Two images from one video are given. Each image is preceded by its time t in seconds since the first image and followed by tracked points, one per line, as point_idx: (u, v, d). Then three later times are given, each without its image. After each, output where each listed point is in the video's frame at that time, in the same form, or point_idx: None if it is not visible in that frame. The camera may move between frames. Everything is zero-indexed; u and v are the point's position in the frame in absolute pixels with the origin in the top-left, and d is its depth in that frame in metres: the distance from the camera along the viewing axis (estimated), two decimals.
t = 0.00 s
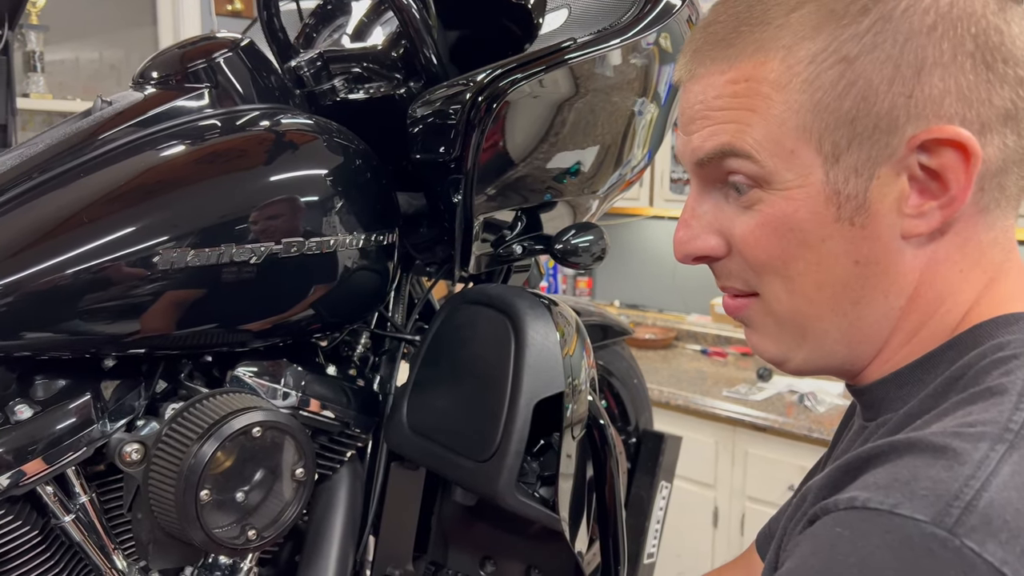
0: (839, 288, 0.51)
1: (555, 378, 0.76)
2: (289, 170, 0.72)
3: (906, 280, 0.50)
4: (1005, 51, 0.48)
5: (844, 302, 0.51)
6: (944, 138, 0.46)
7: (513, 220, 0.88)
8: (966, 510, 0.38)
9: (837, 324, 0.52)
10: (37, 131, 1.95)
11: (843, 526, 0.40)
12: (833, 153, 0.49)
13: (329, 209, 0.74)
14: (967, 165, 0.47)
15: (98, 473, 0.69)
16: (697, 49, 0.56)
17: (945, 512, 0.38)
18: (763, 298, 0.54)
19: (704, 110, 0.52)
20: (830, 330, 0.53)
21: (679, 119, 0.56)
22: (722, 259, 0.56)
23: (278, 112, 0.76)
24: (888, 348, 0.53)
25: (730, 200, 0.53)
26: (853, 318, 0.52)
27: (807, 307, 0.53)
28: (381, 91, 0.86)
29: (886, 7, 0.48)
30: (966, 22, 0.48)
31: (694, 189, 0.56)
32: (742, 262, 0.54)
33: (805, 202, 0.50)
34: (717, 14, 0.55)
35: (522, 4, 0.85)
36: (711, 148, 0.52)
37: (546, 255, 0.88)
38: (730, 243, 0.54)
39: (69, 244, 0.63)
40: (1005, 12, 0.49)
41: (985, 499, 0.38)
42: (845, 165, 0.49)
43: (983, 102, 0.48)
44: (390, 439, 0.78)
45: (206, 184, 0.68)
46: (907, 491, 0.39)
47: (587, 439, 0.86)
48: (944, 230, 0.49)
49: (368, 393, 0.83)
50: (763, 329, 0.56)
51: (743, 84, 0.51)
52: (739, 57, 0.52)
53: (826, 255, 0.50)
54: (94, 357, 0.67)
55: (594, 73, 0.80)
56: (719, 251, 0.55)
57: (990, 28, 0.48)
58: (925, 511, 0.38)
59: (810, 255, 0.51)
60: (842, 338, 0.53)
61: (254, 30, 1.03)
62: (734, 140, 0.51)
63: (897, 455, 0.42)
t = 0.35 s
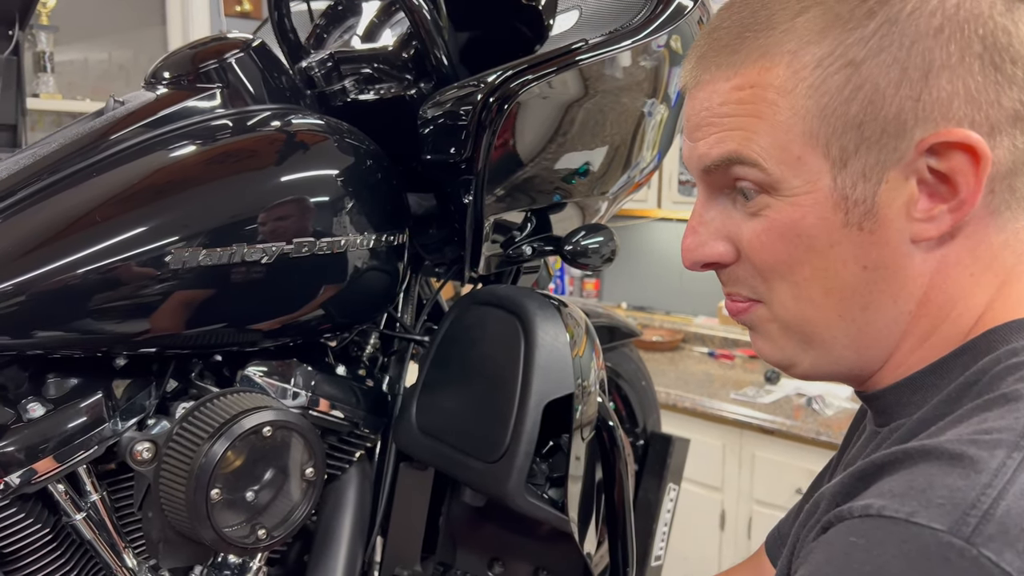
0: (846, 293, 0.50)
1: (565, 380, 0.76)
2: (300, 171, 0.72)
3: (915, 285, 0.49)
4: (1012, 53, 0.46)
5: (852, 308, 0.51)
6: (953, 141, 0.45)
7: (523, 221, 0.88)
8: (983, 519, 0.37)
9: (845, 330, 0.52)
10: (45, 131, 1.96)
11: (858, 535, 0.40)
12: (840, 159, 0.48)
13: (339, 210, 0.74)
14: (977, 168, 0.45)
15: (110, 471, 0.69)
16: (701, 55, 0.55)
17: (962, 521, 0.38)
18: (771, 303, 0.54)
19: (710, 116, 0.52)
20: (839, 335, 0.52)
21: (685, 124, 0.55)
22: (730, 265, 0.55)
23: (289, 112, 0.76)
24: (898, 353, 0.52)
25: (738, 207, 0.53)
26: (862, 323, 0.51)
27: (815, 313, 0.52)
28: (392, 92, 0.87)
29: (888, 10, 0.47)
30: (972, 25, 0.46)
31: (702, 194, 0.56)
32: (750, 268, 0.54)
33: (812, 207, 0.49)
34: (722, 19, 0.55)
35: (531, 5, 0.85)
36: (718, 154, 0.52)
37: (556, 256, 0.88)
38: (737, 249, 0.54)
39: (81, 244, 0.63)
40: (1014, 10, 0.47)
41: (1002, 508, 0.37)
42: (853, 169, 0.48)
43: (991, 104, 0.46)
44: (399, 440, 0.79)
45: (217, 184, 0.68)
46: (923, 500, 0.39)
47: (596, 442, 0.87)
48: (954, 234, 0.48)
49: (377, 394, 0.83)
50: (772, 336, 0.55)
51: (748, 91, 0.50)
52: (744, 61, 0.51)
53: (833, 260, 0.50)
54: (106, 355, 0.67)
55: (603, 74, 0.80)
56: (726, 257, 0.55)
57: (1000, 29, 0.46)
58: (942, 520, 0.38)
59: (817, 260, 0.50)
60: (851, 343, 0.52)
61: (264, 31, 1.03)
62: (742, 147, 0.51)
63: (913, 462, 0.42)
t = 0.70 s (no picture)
0: (827, 310, 0.51)
1: (578, 385, 0.76)
2: (316, 174, 0.72)
3: (895, 306, 0.49)
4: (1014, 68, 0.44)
5: (835, 323, 0.52)
6: (906, 182, 0.45)
7: (538, 225, 0.88)
8: (1008, 529, 0.37)
9: (833, 343, 0.53)
10: (58, 132, 1.97)
11: (880, 544, 0.40)
12: (803, 188, 0.49)
13: (354, 213, 0.74)
14: (930, 210, 0.45)
15: (124, 471, 0.69)
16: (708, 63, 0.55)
17: (987, 530, 0.37)
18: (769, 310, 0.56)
19: (713, 126, 0.53)
20: (826, 348, 0.53)
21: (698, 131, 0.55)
22: (737, 269, 0.57)
23: (304, 115, 0.77)
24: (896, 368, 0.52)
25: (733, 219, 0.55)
26: (849, 337, 0.52)
27: (802, 324, 0.53)
28: (406, 96, 0.87)
29: (871, 34, 0.46)
30: (966, 45, 0.44)
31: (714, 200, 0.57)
32: (748, 276, 0.56)
33: (784, 230, 0.51)
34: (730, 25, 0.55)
35: (547, 9, 0.85)
36: (719, 168, 0.53)
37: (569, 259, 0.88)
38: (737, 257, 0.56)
39: (96, 246, 0.63)
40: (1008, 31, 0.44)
41: None
42: (816, 199, 0.49)
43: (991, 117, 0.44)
44: (410, 443, 0.78)
45: (232, 187, 0.68)
46: (946, 509, 0.39)
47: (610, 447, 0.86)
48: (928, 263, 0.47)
49: (390, 396, 0.83)
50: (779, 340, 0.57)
51: (755, 98, 0.50)
52: (756, 68, 0.50)
53: (810, 279, 0.51)
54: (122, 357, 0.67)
55: (617, 78, 0.80)
56: (731, 262, 0.56)
57: (989, 54, 0.44)
58: (966, 529, 0.38)
59: (796, 278, 0.52)
60: (839, 356, 0.53)
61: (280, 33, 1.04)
62: (748, 155, 0.51)
63: (935, 470, 0.42)
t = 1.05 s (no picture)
0: (849, 312, 0.51)
1: (597, 393, 0.77)
2: (340, 184, 0.73)
3: (917, 307, 0.49)
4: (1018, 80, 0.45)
5: (857, 325, 0.51)
6: (940, 174, 0.45)
7: (555, 233, 0.89)
8: (1003, 548, 0.38)
9: (852, 347, 0.52)
10: (79, 137, 1.99)
11: (878, 565, 0.40)
12: (832, 185, 0.49)
13: (378, 221, 0.76)
14: (964, 201, 0.45)
15: (152, 473, 0.71)
16: (726, 75, 0.56)
17: (983, 549, 0.38)
18: (784, 318, 0.55)
19: (733, 132, 0.53)
20: (846, 351, 0.53)
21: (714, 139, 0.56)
22: (749, 278, 0.56)
23: (329, 126, 0.78)
24: (911, 372, 0.52)
25: (750, 225, 0.54)
26: (869, 341, 0.51)
27: (821, 329, 0.53)
28: (428, 106, 0.89)
29: (901, 31, 0.47)
30: (976, 57, 0.45)
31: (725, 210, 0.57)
32: (762, 283, 0.55)
33: (809, 230, 0.50)
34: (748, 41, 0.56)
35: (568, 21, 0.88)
36: (733, 177, 0.53)
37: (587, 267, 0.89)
38: (752, 265, 0.55)
39: (125, 255, 0.64)
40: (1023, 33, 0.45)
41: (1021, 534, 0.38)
42: (844, 197, 0.49)
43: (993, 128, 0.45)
44: (433, 447, 0.80)
45: (258, 198, 0.70)
46: (942, 529, 0.40)
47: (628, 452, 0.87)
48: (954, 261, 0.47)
49: (409, 400, 0.84)
50: (791, 348, 0.56)
51: (771, 110, 0.51)
52: (770, 82, 0.52)
53: (833, 280, 0.51)
54: (151, 361, 0.69)
55: (634, 92, 0.80)
56: (745, 270, 0.56)
57: (1003, 64, 0.45)
58: (963, 549, 0.38)
59: (819, 280, 0.51)
60: (859, 359, 0.53)
61: (303, 42, 1.06)
62: (772, 157, 0.51)
63: (928, 484, 0.43)
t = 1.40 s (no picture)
0: (840, 311, 0.52)
1: (619, 394, 0.78)
2: (370, 188, 0.76)
3: (903, 305, 0.50)
4: (995, 81, 0.47)
5: (847, 325, 0.52)
6: (929, 168, 0.46)
7: (577, 238, 0.92)
8: (923, 537, 0.37)
9: (843, 347, 0.53)
10: (107, 139, 2.03)
11: (809, 543, 0.39)
12: (823, 184, 0.49)
13: (404, 224, 0.78)
14: (953, 195, 0.46)
15: (186, 467, 0.73)
16: (713, 84, 0.56)
17: (904, 537, 0.37)
18: (776, 321, 0.56)
19: (720, 137, 0.53)
20: (836, 352, 0.53)
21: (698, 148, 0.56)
22: (739, 284, 0.57)
23: (357, 131, 0.80)
24: (898, 371, 0.52)
25: (738, 230, 0.55)
26: (858, 340, 0.52)
27: (812, 331, 0.54)
28: (454, 113, 0.90)
29: (884, 33, 0.48)
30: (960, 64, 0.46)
31: (712, 221, 0.58)
32: (752, 288, 0.56)
33: (802, 230, 0.51)
34: (732, 48, 0.57)
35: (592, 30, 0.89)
36: (724, 183, 0.54)
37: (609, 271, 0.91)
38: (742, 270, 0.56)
39: (160, 257, 0.67)
40: (997, 36, 0.48)
41: (941, 526, 0.37)
42: (835, 195, 0.49)
43: (972, 131, 0.46)
44: (455, 445, 0.82)
45: (287, 202, 0.72)
46: (869, 514, 0.39)
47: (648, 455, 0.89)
48: (941, 256, 0.48)
49: (433, 399, 0.86)
50: (782, 353, 0.57)
51: (759, 114, 0.51)
52: (754, 89, 0.52)
53: (824, 280, 0.51)
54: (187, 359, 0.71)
55: (656, 102, 0.82)
56: (734, 277, 0.57)
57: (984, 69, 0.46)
58: (886, 535, 0.37)
59: (809, 280, 0.52)
60: (849, 360, 0.53)
61: (332, 49, 1.08)
62: (762, 160, 0.51)
63: (866, 473, 0.42)
